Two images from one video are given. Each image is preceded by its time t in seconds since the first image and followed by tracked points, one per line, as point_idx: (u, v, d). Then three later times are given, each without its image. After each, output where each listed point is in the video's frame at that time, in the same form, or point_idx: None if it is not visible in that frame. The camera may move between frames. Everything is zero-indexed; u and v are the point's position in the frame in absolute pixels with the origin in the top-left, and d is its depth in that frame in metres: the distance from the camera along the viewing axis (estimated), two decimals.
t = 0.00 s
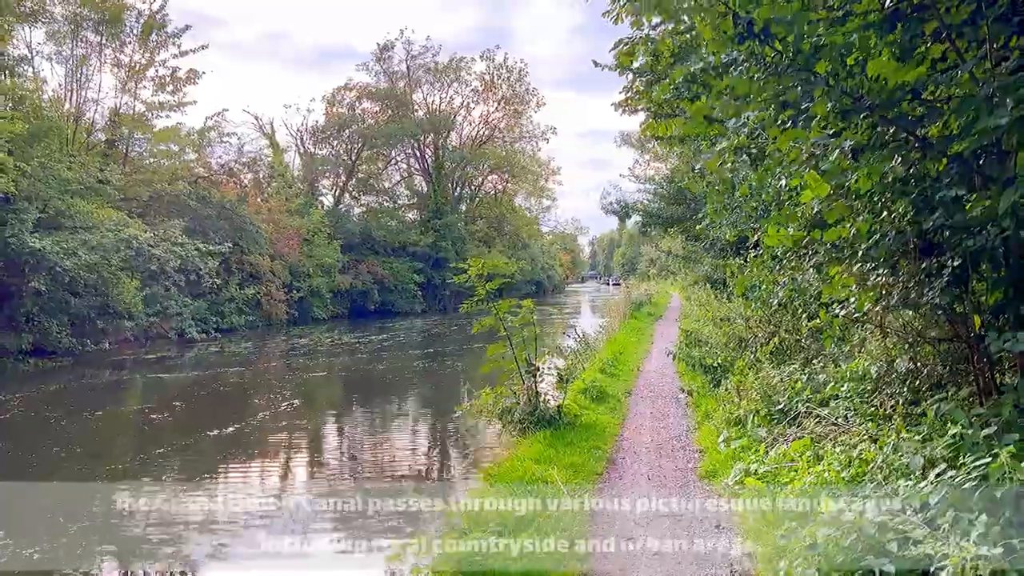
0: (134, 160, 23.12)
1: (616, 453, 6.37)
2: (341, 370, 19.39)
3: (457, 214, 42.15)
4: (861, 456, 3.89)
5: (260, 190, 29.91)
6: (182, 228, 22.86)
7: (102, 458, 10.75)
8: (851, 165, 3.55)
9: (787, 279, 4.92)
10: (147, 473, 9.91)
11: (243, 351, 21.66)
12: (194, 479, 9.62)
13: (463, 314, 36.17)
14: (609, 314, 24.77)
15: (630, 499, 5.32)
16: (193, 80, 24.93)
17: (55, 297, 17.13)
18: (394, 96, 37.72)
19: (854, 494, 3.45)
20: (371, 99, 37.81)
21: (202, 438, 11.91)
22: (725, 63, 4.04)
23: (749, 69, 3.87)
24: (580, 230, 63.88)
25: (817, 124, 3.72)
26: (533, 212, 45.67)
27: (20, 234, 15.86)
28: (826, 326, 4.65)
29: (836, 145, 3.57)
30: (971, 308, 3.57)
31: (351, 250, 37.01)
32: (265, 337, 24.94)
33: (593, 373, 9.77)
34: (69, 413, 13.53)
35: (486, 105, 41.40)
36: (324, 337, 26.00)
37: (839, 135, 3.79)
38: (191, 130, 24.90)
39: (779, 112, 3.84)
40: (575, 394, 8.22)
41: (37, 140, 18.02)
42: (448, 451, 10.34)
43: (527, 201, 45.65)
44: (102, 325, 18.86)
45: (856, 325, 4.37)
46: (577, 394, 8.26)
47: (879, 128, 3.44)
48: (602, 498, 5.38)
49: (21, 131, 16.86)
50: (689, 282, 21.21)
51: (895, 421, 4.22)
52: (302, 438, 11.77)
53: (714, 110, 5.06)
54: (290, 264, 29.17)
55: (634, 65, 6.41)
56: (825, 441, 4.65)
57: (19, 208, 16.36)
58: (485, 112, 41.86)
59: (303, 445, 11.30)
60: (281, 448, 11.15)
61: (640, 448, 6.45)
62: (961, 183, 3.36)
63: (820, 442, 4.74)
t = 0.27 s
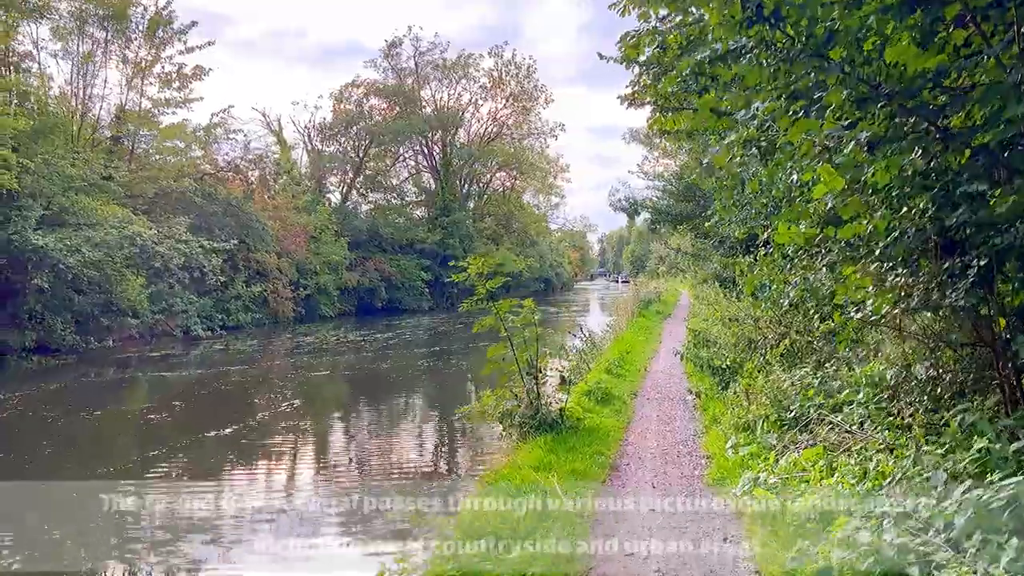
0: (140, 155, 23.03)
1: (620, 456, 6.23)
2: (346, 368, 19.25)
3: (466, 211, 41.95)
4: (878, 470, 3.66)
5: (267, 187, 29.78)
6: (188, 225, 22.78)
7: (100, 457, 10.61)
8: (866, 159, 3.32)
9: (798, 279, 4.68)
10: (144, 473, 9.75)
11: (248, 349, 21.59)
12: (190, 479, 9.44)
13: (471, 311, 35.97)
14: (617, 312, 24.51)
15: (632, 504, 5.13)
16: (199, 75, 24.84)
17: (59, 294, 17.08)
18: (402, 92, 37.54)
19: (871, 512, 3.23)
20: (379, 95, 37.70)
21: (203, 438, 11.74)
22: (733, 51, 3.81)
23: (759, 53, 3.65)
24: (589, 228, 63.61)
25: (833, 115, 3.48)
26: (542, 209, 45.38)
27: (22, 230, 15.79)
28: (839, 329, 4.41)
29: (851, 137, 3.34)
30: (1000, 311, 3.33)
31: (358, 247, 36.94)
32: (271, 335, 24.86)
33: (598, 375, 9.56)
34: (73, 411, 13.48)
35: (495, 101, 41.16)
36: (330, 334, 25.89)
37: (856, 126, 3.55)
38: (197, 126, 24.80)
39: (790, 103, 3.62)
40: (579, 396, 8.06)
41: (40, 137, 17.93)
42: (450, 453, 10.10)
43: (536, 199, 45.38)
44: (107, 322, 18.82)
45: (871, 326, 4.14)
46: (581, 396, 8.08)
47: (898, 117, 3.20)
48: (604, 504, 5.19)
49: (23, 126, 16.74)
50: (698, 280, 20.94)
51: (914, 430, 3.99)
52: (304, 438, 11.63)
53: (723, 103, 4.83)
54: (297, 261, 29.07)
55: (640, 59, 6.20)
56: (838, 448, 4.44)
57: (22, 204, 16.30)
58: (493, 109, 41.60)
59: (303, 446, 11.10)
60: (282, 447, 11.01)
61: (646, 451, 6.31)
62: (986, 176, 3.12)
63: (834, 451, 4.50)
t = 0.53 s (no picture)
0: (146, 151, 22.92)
1: (627, 458, 6.04)
2: (351, 365, 19.09)
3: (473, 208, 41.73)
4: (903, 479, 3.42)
5: (273, 183, 29.66)
6: (193, 221, 22.66)
7: (100, 454, 10.45)
8: (891, 145, 3.08)
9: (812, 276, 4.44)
10: (143, 471, 9.58)
11: (253, 345, 21.45)
12: (189, 477, 9.26)
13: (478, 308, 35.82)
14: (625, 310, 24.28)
15: (640, 508, 4.91)
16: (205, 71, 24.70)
17: (62, 289, 16.96)
18: (409, 88, 37.35)
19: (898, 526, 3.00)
20: (386, 91, 37.54)
21: (204, 435, 11.56)
22: (747, 32, 3.59)
23: (775, 32, 3.42)
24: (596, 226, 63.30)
25: (854, 99, 3.25)
26: (550, 206, 45.11)
27: (25, 225, 15.67)
28: (857, 328, 4.17)
29: (874, 122, 3.11)
30: None
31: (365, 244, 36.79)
32: (276, 331, 24.72)
33: (605, 374, 9.37)
34: (76, 408, 13.36)
35: (503, 98, 40.92)
36: (336, 331, 25.73)
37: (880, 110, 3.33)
38: (203, 122, 24.67)
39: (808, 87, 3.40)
40: (585, 396, 7.86)
41: (45, 131, 17.80)
42: (453, 452, 9.89)
43: (544, 196, 45.12)
44: (111, 318, 18.70)
45: (892, 326, 3.89)
46: (586, 396, 7.87)
47: (924, 99, 2.97)
48: (610, 508, 4.98)
49: (27, 120, 16.60)
50: (706, 278, 20.69)
51: (940, 436, 3.75)
52: (306, 435, 11.46)
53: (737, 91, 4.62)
54: (303, 257, 28.93)
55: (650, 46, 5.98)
56: (855, 452, 4.24)
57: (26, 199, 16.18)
58: (501, 106, 41.35)
59: (304, 444, 10.91)
60: (284, 445, 10.84)
61: (654, 453, 6.12)
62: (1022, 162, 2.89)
63: (853, 456, 4.28)
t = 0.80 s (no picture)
0: (151, 147, 22.81)
1: (636, 462, 5.85)
2: (356, 362, 18.94)
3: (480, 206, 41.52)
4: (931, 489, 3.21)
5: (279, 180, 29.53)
6: (199, 217, 22.55)
7: (100, 453, 10.27)
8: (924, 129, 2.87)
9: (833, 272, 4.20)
10: (140, 469, 9.38)
11: (258, 342, 21.33)
12: (188, 476, 9.05)
13: (485, 306, 35.64)
14: (633, 308, 24.05)
15: (650, 515, 4.71)
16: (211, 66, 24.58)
17: (66, 286, 16.86)
18: (416, 85, 37.16)
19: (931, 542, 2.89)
20: (393, 88, 37.38)
21: (208, 433, 11.40)
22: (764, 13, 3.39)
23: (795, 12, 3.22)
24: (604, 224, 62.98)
25: (883, 81, 3.05)
26: (557, 204, 44.84)
27: (28, 221, 15.56)
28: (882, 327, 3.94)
29: (904, 106, 2.90)
30: None
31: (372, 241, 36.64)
32: (282, 328, 24.59)
33: (613, 374, 9.14)
34: (79, 405, 13.24)
35: (510, 95, 40.69)
36: (342, 329, 25.59)
37: (907, 92, 3.14)
38: (209, 118, 24.57)
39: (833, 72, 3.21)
40: (593, 396, 7.65)
41: (49, 126, 17.70)
42: (457, 453, 9.68)
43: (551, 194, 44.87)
44: (115, 315, 18.60)
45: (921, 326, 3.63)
46: (594, 396, 7.67)
47: (958, 82, 2.79)
48: (619, 515, 4.76)
49: (30, 115, 16.49)
50: (716, 275, 20.43)
51: (973, 444, 3.50)
52: (310, 433, 11.29)
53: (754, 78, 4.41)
54: (309, 254, 28.80)
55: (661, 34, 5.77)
56: (880, 459, 4.02)
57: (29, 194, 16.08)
58: (509, 103, 41.11)
59: (306, 442, 10.66)
60: (289, 442, 10.69)
61: (665, 457, 5.91)
62: None
63: (877, 463, 4.07)
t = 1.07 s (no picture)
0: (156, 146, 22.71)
1: (644, 472, 5.63)
2: (361, 363, 18.77)
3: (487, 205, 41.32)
4: (968, 511, 2.98)
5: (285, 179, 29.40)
6: (204, 217, 22.43)
7: (100, 455, 10.07)
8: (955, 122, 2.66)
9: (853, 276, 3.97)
10: (139, 473, 9.17)
11: (263, 343, 21.20)
12: (188, 479, 8.83)
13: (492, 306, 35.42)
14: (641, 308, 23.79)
15: (658, 531, 4.51)
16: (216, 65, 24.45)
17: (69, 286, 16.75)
18: (423, 84, 36.99)
19: None
20: (400, 87, 37.21)
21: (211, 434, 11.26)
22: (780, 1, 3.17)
23: None
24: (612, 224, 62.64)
25: (910, 70, 2.83)
26: (565, 203, 44.59)
27: (30, 220, 15.44)
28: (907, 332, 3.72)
29: (934, 99, 2.70)
30: None
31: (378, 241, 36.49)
32: (287, 328, 24.46)
33: (620, 377, 8.93)
34: (81, 405, 13.13)
35: (517, 94, 40.46)
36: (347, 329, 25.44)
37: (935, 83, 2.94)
38: (214, 117, 24.44)
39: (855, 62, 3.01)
40: (599, 401, 7.44)
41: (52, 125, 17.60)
42: (460, 456, 9.49)
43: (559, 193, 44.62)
44: (119, 315, 18.49)
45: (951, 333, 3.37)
46: (600, 402, 7.46)
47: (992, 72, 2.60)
48: (627, 531, 4.57)
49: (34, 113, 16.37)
50: (725, 276, 20.15)
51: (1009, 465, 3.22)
52: (311, 435, 11.12)
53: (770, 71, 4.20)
54: (315, 253, 28.66)
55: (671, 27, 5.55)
56: (903, 474, 3.79)
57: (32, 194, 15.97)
58: (516, 101, 40.88)
59: (306, 446, 10.39)
60: (292, 443, 10.54)
61: (674, 468, 5.69)
62: None
63: (900, 478, 3.84)
